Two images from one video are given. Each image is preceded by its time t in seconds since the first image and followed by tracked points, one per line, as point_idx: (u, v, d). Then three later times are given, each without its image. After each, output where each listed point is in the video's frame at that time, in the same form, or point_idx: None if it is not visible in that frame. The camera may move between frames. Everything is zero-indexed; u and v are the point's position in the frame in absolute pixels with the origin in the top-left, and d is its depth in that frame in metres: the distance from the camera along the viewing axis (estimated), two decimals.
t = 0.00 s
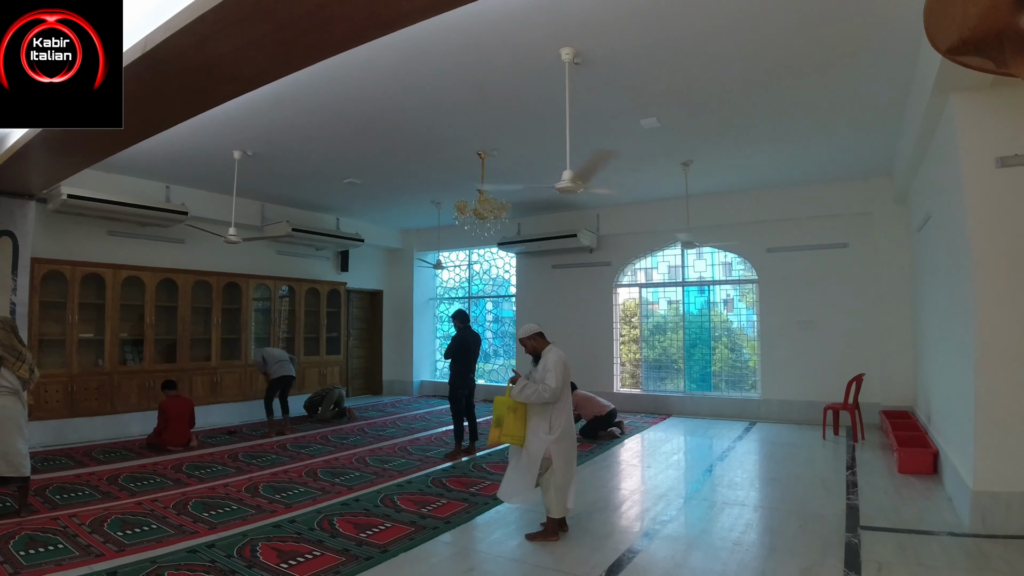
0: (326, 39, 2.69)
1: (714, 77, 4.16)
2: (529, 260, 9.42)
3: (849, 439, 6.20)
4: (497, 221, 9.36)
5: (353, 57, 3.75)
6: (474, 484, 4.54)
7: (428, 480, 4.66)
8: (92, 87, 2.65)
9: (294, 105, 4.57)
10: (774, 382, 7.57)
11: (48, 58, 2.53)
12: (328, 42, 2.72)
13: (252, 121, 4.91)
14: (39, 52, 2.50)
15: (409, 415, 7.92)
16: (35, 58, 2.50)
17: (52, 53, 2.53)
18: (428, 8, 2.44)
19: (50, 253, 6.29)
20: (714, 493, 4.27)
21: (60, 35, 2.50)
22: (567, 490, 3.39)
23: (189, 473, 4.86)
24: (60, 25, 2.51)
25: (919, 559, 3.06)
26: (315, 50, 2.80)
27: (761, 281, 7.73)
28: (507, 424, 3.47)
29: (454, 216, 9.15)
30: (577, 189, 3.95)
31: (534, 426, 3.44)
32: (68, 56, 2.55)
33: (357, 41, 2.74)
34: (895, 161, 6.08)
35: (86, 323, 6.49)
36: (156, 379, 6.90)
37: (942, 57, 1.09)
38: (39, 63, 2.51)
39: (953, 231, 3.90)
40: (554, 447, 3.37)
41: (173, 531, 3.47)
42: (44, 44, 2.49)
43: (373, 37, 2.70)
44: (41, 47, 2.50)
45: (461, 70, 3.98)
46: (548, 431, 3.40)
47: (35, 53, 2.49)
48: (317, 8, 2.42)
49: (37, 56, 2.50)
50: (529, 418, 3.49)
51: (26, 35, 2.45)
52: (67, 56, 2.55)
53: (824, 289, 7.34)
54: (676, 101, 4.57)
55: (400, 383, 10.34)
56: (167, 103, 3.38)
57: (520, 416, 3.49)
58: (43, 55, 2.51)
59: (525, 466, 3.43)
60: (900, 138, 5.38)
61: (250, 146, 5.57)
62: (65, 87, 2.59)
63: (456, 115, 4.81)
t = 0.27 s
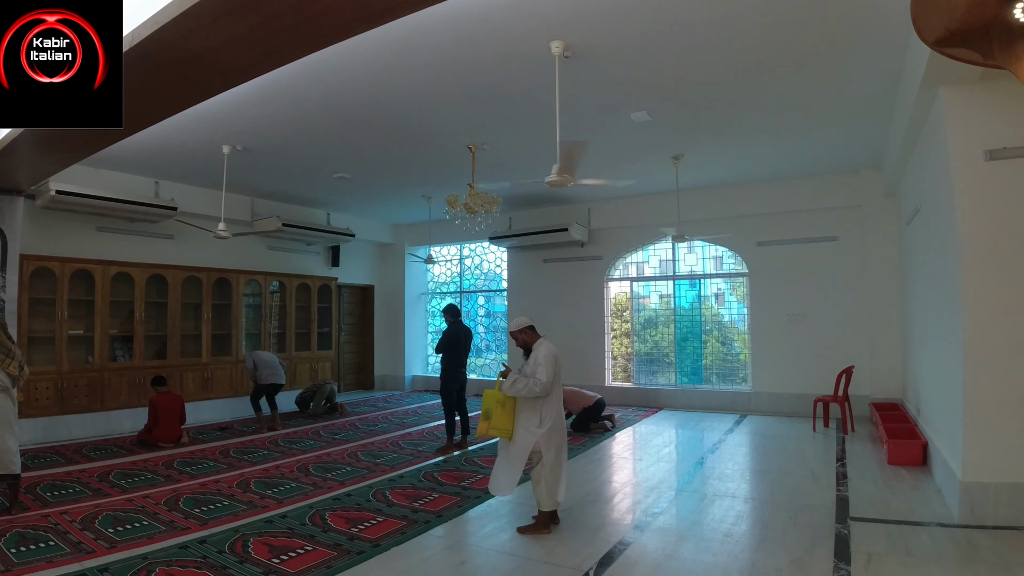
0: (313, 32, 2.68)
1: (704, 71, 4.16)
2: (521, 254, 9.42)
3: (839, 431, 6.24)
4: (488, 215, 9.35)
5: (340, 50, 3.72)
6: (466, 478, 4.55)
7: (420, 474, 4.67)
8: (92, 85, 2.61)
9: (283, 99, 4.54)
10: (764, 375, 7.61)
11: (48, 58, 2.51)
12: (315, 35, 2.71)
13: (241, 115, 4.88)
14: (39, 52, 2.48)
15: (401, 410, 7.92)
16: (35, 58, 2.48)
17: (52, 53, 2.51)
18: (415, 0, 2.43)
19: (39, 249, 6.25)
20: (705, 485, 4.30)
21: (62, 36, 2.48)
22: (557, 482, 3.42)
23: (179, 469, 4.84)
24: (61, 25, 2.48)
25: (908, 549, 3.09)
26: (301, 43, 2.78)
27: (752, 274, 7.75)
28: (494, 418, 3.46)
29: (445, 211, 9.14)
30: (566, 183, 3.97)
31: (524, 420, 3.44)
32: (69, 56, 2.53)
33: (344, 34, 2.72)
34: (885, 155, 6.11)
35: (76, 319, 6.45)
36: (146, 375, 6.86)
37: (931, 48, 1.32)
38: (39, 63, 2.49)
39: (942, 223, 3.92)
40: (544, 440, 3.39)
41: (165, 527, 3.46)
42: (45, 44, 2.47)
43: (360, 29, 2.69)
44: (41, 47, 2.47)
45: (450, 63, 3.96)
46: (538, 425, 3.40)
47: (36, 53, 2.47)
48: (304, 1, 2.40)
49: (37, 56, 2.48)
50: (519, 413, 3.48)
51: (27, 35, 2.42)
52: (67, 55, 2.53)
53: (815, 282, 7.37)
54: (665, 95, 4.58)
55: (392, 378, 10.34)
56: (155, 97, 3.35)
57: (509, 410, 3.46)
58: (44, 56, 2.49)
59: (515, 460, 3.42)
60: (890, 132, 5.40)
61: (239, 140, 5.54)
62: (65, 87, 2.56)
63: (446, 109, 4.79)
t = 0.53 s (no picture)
0: (302, 27, 2.66)
1: (696, 64, 4.16)
2: (514, 249, 9.42)
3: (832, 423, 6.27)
4: (481, 210, 9.34)
5: (330, 44, 3.70)
6: (460, 473, 4.56)
7: (415, 469, 4.68)
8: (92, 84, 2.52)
9: (274, 95, 4.53)
10: (758, 367, 7.64)
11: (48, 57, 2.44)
12: (304, 30, 2.69)
13: (232, 111, 4.86)
14: (39, 52, 2.41)
15: (395, 406, 7.92)
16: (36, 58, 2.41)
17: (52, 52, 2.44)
18: None
19: (30, 248, 6.21)
20: (699, 477, 4.32)
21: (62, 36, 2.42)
22: (551, 476, 3.43)
23: (174, 467, 4.84)
24: (61, 25, 2.42)
25: (902, 540, 3.11)
26: (291, 38, 2.77)
27: (745, 267, 7.77)
28: (487, 412, 3.48)
29: (438, 207, 9.13)
30: (559, 175, 3.94)
31: (516, 414, 3.45)
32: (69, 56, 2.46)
33: (332, 29, 2.71)
34: (876, 147, 6.13)
35: (69, 318, 6.42)
36: (140, 374, 6.84)
37: (921, 37, 1.41)
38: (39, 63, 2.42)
39: (933, 215, 3.94)
40: (537, 434, 3.39)
41: (160, 525, 3.46)
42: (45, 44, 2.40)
43: (349, 24, 2.68)
44: (41, 47, 2.40)
45: (442, 58, 3.95)
46: (531, 419, 3.40)
47: (35, 53, 2.40)
48: None
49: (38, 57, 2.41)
50: (511, 407, 3.48)
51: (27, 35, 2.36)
52: (67, 55, 2.46)
53: (808, 275, 7.40)
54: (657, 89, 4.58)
55: (387, 374, 10.35)
56: (144, 94, 3.33)
57: (502, 403, 3.48)
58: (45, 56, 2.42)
59: (508, 453, 3.44)
60: (881, 124, 5.42)
61: (230, 137, 5.52)
62: (65, 87, 2.49)
63: (438, 104, 4.79)
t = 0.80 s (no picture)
0: (292, 21, 2.65)
1: (688, 57, 4.16)
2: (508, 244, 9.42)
3: (825, 416, 6.31)
4: (474, 205, 9.33)
5: (320, 39, 3.68)
6: (454, 467, 4.56)
7: (409, 464, 4.68)
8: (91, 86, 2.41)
9: (265, 90, 4.50)
10: (751, 360, 7.67)
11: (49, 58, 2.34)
12: (294, 24, 2.68)
13: (222, 106, 4.83)
14: (39, 52, 2.31)
15: (389, 402, 7.93)
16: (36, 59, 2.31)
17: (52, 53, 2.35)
18: None
19: (21, 245, 6.17)
20: (692, 470, 4.34)
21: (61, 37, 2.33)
22: (545, 470, 3.43)
23: (168, 465, 4.83)
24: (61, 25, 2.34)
25: (894, 530, 3.13)
26: (280, 32, 2.75)
27: (737, 261, 7.79)
28: (481, 407, 3.50)
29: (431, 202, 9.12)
30: (551, 172, 3.98)
31: (509, 408, 3.47)
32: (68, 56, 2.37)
33: (322, 23, 2.70)
34: (868, 140, 6.14)
35: (60, 316, 6.39)
36: (133, 371, 6.82)
37: (910, 27, 1.21)
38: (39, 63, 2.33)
39: (925, 207, 3.95)
40: (530, 428, 3.39)
41: (153, 522, 3.46)
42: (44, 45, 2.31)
43: (339, 18, 2.67)
44: (41, 48, 2.32)
45: (433, 52, 3.93)
46: (524, 414, 3.42)
47: (35, 54, 2.31)
48: None
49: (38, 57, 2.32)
50: (505, 401, 3.50)
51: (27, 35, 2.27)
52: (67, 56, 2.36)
53: (800, 268, 7.43)
54: (650, 82, 4.58)
55: (380, 370, 10.35)
56: (133, 89, 3.30)
57: (497, 397, 3.49)
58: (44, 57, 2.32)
59: (501, 446, 3.45)
60: (873, 117, 5.43)
61: (221, 133, 5.49)
62: (65, 87, 2.38)
63: (430, 98, 4.77)
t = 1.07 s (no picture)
0: (278, 15, 2.63)
1: (677, 52, 4.16)
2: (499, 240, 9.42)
3: (815, 409, 6.34)
4: (464, 201, 9.32)
5: (307, 34, 3.66)
6: (446, 463, 4.56)
7: (400, 460, 4.68)
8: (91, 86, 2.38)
9: (254, 85, 4.47)
10: (741, 355, 7.71)
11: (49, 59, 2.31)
12: (281, 18, 2.66)
13: (211, 102, 4.79)
14: (39, 52, 2.28)
15: (381, 398, 7.92)
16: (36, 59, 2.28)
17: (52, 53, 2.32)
18: None
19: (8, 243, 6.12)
20: (683, 463, 4.36)
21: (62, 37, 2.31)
22: (537, 465, 3.42)
23: (158, 463, 4.81)
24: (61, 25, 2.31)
25: (883, 521, 3.16)
26: (267, 26, 2.73)
27: (728, 255, 7.81)
28: (473, 402, 3.56)
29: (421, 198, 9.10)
30: (542, 166, 3.96)
31: (500, 402, 3.50)
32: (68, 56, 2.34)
33: (309, 17, 2.68)
34: (857, 134, 6.17)
35: (49, 315, 6.35)
36: (123, 369, 6.78)
37: (895, 22, 1.15)
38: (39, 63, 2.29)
39: (913, 201, 3.97)
40: (521, 422, 3.38)
41: (144, 520, 3.45)
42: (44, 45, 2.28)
43: (326, 11, 2.65)
44: (41, 47, 2.28)
45: (422, 47, 3.92)
46: (515, 408, 3.42)
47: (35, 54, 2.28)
48: None
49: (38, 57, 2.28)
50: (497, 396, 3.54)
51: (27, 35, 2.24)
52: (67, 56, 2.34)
53: (790, 263, 7.46)
54: (640, 77, 4.58)
55: (372, 367, 10.34)
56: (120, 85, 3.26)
57: (489, 392, 3.55)
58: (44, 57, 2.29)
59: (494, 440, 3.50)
60: (861, 111, 5.45)
61: (210, 129, 5.45)
62: (65, 87, 2.34)
63: (420, 93, 4.75)
